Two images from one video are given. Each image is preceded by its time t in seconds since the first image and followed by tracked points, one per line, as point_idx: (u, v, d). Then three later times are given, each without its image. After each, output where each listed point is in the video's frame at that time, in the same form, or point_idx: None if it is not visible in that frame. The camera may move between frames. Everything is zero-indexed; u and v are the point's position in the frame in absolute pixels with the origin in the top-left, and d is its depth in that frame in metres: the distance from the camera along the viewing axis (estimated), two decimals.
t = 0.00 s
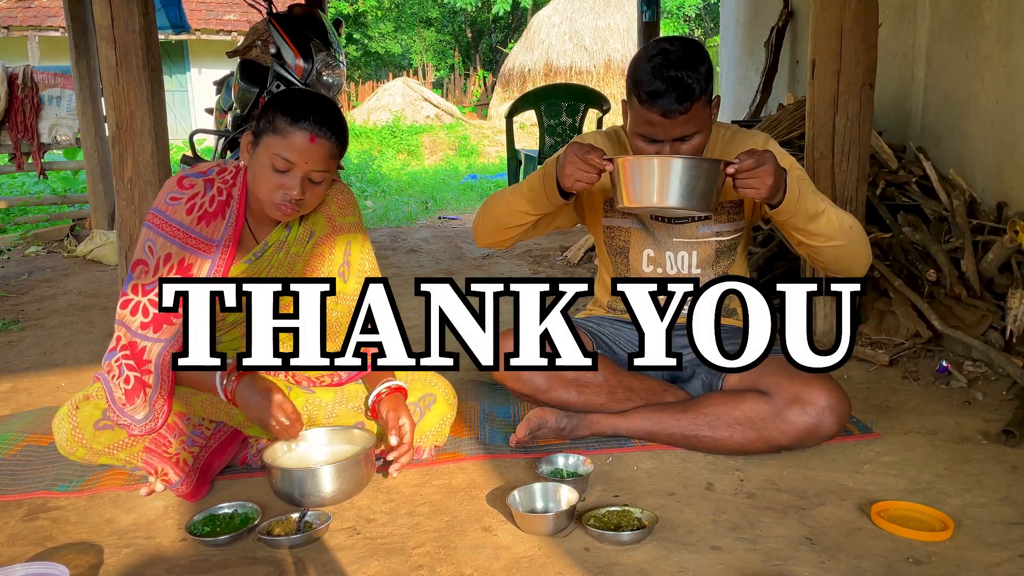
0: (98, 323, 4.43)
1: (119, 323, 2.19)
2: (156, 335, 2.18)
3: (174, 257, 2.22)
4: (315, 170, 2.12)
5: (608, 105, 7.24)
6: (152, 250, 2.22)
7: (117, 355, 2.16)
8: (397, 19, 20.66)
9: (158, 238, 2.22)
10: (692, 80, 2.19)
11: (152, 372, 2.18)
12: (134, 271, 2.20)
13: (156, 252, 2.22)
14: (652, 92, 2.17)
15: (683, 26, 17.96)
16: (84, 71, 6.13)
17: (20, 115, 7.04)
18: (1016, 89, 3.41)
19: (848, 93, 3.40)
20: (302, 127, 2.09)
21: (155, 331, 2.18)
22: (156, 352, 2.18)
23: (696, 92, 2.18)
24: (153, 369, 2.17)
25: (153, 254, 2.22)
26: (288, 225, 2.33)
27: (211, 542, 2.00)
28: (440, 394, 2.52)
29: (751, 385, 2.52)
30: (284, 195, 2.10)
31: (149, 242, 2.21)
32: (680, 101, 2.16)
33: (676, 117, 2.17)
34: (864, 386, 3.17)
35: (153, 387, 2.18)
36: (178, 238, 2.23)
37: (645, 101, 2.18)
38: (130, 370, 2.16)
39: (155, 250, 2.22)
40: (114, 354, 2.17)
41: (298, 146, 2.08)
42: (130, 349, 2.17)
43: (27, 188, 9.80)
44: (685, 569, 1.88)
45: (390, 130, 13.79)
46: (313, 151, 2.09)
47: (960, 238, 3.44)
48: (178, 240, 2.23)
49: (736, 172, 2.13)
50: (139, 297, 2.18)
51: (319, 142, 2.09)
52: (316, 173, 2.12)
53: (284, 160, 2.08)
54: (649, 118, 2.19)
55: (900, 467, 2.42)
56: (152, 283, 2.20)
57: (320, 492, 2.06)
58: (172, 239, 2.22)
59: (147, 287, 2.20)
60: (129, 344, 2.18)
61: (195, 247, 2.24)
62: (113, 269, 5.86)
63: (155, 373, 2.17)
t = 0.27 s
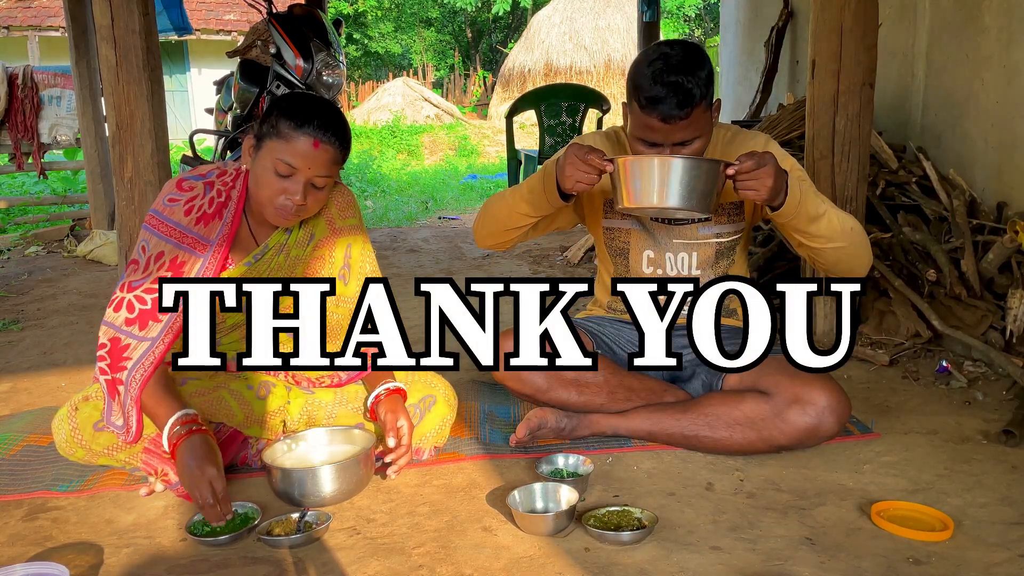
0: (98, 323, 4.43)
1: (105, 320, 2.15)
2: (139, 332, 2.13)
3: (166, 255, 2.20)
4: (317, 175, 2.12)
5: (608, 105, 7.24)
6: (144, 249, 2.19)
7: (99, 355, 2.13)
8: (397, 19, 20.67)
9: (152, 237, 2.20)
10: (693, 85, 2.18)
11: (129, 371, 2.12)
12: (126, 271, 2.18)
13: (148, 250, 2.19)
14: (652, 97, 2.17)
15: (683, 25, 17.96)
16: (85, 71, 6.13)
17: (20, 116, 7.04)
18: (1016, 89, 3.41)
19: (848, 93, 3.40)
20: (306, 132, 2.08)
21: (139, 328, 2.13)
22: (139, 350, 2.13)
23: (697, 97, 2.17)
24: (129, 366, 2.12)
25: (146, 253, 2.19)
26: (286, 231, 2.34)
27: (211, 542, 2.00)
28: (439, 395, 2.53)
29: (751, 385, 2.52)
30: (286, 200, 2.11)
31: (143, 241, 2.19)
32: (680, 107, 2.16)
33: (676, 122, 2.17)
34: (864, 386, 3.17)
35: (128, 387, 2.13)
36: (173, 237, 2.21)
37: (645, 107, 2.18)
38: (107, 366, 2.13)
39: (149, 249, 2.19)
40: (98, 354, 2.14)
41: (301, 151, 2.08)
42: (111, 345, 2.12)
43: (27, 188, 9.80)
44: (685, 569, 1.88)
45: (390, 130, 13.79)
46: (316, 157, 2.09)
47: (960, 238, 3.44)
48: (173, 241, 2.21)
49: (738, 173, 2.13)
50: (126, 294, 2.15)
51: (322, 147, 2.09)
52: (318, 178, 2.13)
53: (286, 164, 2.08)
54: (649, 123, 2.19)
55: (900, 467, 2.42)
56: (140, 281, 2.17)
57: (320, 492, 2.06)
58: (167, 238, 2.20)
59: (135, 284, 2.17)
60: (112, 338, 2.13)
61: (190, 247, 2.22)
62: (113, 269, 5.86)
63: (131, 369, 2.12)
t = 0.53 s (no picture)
0: (97, 323, 4.43)
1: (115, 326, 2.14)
2: (156, 341, 2.15)
3: (173, 259, 2.19)
4: (315, 179, 2.12)
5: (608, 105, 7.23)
6: (150, 253, 2.17)
7: (109, 360, 2.11)
8: (397, 19, 20.67)
9: (157, 241, 2.18)
10: (693, 89, 2.17)
11: (142, 378, 2.12)
12: (134, 274, 2.15)
13: (155, 254, 2.17)
14: (652, 102, 2.16)
15: (683, 25, 17.96)
16: (84, 70, 6.13)
17: (20, 115, 7.04)
18: (1016, 89, 3.41)
19: (848, 93, 3.40)
20: (304, 136, 2.08)
21: (155, 336, 2.14)
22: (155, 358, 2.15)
23: (697, 102, 2.17)
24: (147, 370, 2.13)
25: (153, 257, 2.17)
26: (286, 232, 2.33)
27: (210, 542, 2.00)
28: (439, 395, 2.52)
29: (751, 386, 2.52)
30: (285, 204, 2.11)
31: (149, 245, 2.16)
32: (680, 112, 2.16)
33: (676, 126, 2.17)
34: (864, 386, 3.17)
35: (138, 393, 2.12)
36: (178, 241, 2.20)
37: (645, 112, 2.18)
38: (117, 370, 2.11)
39: (155, 252, 2.17)
40: (107, 360, 2.12)
41: (299, 155, 2.07)
42: (124, 353, 2.13)
43: (27, 188, 9.79)
44: (685, 569, 1.88)
45: (389, 130, 13.79)
46: (314, 160, 2.09)
47: (960, 238, 3.44)
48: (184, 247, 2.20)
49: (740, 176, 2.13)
50: (138, 301, 2.14)
51: (320, 151, 2.09)
52: (317, 182, 2.12)
53: (285, 169, 2.08)
54: (648, 128, 2.19)
55: (900, 467, 2.42)
56: (151, 287, 2.15)
57: (320, 492, 2.05)
58: (172, 242, 2.19)
59: (146, 290, 2.15)
60: (125, 346, 2.13)
61: (194, 251, 2.22)
62: (113, 269, 5.86)
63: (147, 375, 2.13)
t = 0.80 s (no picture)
0: (97, 323, 4.43)
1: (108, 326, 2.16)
2: (145, 339, 2.14)
3: (168, 260, 2.20)
4: (317, 179, 2.12)
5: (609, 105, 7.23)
6: (147, 254, 2.19)
7: (101, 359, 2.13)
8: (397, 19, 20.67)
9: (154, 242, 2.20)
10: (694, 93, 2.17)
11: (130, 374, 2.12)
12: (129, 275, 2.18)
13: (151, 256, 2.19)
14: (653, 106, 2.16)
15: (683, 25, 17.95)
16: (84, 71, 6.12)
17: (20, 115, 7.03)
18: (1016, 89, 3.41)
19: (848, 93, 3.39)
20: (306, 135, 2.08)
21: (143, 335, 2.14)
22: (142, 353, 2.13)
23: (699, 105, 2.17)
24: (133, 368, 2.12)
25: (148, 258, 2.19)
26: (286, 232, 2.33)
27: (210, 542, 2.01)
28: (440, 395, 2.52)
29: (751, 386, 2.52)
30: (286, 204, 2.11)
31: (145, 246, 2.19)
32: (681, 116, 2.16)
33: (677, 130, 2.17)
34: (864, 386, 3.17)
35: (129, 391, 2.12)
36: (175, 242, 2.21)
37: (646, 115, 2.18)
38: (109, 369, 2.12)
39: (151, 254, 2.19)
40: (100, 359, 2.14)
41: (302, 155, 2.07)
42: (115, 351, 2.13)
43: (27, 188, 9.79)
44: (685, 569, 1.88)
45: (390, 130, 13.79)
46: (316, 160, 2.09)
47: (960, 238, 3.44)
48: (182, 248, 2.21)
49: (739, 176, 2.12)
50: (130, 300, 2.15)
51: (322, 150, 2.09)
52: (319, 182, 2.12)
53: (286, 168, 2.07)
54: (649, 131, 2.19)
55: (900, 467, 2.42)
56: (143, 287, 2.17)
57: (320, 493, 2.05)
58: (169, 243, 2.20)
59: (139, 290, 2.17)
60: (115, 344, 2.13)
61: (190, 251, 2.22)
62: (113, 269, 5.86)
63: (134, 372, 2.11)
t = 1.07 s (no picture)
0: (97, 323, 4.43)
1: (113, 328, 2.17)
2: (153, 342, 2.16)
3: (170, 261, 2.20)
4: (314, 178, 2.12)
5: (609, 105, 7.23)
6: (147, 255, 2.19)
7: (108, 361, 2.13)
8: (397, 19, 20.67)
9: (154, 243, 2.20)
10: (694, 96, 2.16)
11: (140, 377, 2.14)
12: (131, 278, 2.18)
13: (152, 257, 2.19)
14: (653, 110, 2.16)
15: (683, 25, 17.96)
16: (85, 71, 6.12)
17: (20, 115, 7.03)
18: (1016, 89, 3.41)
19: (848, 93, 3.39)
20: (302, 134, 2.08)
21: (152, 338, 2.16)
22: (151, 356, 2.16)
23: (698, 108, 2.17)
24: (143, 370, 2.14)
25: (150, 260, 2.19)
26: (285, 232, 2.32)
27: (210, 542, 2.00)
28: (439, 395, 2.52)
29: (751, 386, 2.52)
30: (284, 204, 2.11)
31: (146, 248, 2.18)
32: (681, 119, 2.16)
33: (677, 132, 2.18)
34: (864, 386, 3.17)
35: (135, 393, 2.13)
36: (174, 242, 2.21)
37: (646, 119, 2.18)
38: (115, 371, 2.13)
39: (151, 255, 2.19)
40: (104, 361, 2.14)
41: (298, 154, 2.07)
42: (122, 354, 2.14)
43: (27, 188, 9.79)
44: (685, 569, 1.88)
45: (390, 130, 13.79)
46: (313, 159, 2.09)
47: (960, 238, 3.44)
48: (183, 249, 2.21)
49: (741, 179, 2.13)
50: (134, 303, 2.16)
51: (318, 149, 2.09)
52: (315, 181, 2.12)
53: (283, 168, 2.07)
54: (649, 134, 2.20)
55: (900, 467, 2.42)
56: (147, 288, 2.17)
57: (320, 493, 2.05)
58: (169, 244, 2.20)
59: (142, 292, 2.18)
60: (122, 347, 2.14)
61: (191, 252, 2.22)
62: (113, 269, 5.86)
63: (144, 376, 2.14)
